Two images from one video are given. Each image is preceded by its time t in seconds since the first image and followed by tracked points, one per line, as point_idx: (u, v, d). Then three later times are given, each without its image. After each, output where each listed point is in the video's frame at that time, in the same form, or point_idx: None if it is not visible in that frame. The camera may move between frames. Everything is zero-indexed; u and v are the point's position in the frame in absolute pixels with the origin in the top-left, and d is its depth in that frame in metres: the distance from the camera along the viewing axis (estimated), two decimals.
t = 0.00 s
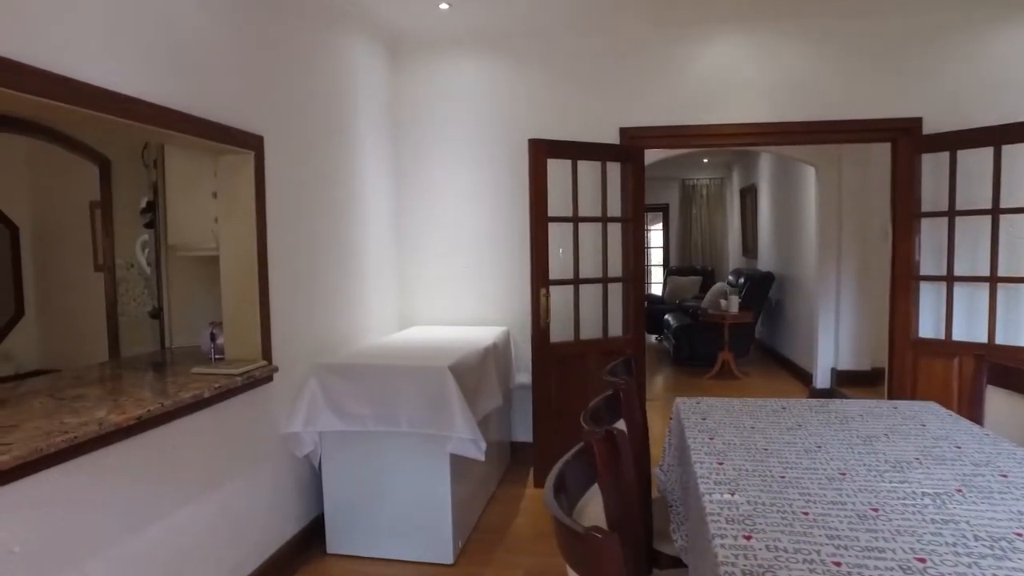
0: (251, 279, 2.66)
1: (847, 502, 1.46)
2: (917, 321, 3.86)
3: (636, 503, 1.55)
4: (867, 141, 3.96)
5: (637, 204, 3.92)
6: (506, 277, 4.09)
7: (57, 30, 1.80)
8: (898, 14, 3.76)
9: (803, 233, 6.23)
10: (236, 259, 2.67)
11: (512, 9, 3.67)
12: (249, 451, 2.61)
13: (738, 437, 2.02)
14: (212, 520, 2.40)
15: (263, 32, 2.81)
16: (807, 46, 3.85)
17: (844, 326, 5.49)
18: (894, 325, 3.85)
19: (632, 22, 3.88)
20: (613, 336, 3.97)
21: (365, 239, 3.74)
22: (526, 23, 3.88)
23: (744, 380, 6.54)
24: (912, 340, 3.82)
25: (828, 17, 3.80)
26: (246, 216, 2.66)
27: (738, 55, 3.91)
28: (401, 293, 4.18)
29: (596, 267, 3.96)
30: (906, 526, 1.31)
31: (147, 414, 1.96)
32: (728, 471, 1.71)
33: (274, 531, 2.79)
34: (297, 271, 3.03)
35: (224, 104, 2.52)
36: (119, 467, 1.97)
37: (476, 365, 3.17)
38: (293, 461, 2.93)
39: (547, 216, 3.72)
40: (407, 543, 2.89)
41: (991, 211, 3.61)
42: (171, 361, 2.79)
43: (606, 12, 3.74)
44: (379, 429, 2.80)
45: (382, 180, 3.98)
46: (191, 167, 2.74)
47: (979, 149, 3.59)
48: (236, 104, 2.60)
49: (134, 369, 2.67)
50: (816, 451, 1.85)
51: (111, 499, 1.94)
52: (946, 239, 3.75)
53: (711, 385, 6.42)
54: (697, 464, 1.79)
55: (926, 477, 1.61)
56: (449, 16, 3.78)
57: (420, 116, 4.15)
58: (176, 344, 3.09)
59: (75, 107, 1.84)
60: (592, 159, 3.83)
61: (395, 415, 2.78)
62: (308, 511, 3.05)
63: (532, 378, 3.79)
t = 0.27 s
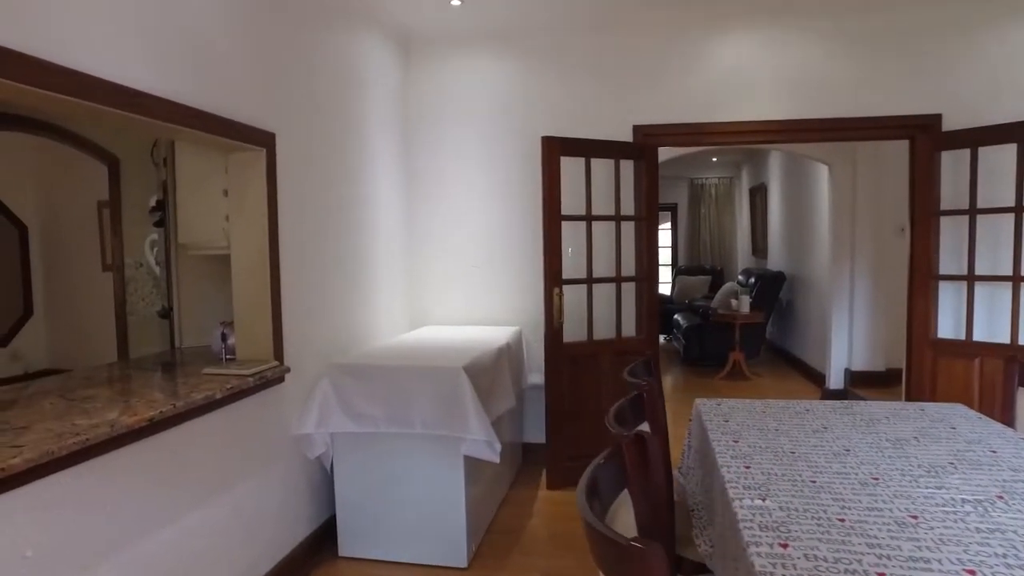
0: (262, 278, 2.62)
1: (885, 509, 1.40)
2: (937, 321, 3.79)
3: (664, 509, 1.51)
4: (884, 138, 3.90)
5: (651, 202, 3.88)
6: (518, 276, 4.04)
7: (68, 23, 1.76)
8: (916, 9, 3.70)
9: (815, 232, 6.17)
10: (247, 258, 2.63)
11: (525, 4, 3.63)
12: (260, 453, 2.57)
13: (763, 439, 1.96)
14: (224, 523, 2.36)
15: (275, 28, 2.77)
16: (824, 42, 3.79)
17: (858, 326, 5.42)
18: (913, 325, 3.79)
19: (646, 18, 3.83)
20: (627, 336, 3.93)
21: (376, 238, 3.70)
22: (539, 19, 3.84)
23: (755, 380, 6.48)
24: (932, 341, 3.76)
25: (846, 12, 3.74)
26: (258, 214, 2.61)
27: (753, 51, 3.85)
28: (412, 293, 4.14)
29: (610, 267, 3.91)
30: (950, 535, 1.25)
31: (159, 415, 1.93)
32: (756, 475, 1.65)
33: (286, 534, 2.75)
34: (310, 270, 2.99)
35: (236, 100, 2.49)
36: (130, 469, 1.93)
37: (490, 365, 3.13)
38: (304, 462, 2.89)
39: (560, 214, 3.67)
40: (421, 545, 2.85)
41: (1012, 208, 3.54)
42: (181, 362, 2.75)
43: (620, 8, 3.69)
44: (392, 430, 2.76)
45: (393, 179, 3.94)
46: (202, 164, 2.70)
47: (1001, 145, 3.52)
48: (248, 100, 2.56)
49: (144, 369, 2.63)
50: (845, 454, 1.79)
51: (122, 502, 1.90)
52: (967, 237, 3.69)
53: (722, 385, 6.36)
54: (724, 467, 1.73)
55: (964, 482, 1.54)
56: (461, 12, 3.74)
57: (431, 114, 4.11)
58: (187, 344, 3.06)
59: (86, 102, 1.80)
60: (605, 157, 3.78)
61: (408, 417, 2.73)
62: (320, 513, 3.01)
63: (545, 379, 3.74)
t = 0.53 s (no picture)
0: (276, 278, 2.56)
1: (929, 518, 1.34)
2: (960, 322, 3.72)
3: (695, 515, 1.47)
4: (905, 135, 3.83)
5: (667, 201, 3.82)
6: (532, 275, 3.99)
7: (80, 16, 1.72)
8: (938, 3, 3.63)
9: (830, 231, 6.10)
10: (259, 257, 2.58)
11: None
12: (273, 455, 2.52)
13: (792, 443, 1.90)
14: (238, 526, 2.32)
15: (288, 23, 2.73)
16: (843, 37, 3.73)
17: (875, 326, 5.35)
18: (936, 326, 3.72)
19: (662, 13, 3.78)
20: (642, 336, 3.89)
21: (389, 237, 3.66)
22: (553, 14, 3.78)
23: (769, 380, 6.41)
24: (955, 341, 3.69)
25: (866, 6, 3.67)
26: (271, 212, 2.56)
27: (771, 47, 3.79)
28: (424, 293, 4.09)
29: (625, 266, 3.86)
30: (1002, 547, 1.19)
31: (173, 416, 1.88)
32: (789, 480, 1.60)
33: (300, 537, 2.71)
34: (324, 270, 2.95)
35: (249, 96, 2.44)
36: (143, 472, 1.89)
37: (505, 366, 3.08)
38: (318, 464, 2.85)
39: (576, 212, 3.62)
40: (437, 549, 2.80)
41: None
42: (194, 362, 2.71)
43: (636, 3, 3.64)
44: (408, 432, 2.71)
45: (406, 177, 3.90)
46: (215, 162, 2.65)
47: None
48: (262, 96, 2.52)
49: (157, 369, 2.60)
50: (879, 458, 1.73)
51: (134, 506, 1.86)
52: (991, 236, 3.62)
53: (736, 385, 6.30)
54: (754, 472, 1.67)
55: (1007, 490, 1.48)
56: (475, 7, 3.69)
57: (444, 111, 4.06)
58: (199, 344, 3.02)
59: (97, 95, 1.76)
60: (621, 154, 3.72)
61: (424, 418, 2.69)
62: (333, 516, 2.97)
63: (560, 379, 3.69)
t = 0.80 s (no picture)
0: (296, 275, 2.51)
1: (997, 530, 1.23)
2: (993, 322, 3.62)
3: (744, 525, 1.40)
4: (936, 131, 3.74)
5: (690, 198, 3.75)
6: (552, 274, 3.93)
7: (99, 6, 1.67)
8: None
9: (852, 230, 6.00)
10: (279, 254, 2.52)
11: None
12: (294, 457, 2.47)
13: (833, 449, 1.79)
14: (258, 531, 2.26)
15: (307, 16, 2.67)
16: (872, 30, 3.63)
17: (900, 326, 5.24)
18: (969, 326, 3.63)
19: (685, 7, 3.70)
20: (665, 336, 3.82)
21: (408, 236, 3.60)
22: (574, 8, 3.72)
23: (789, 381, 6.31)
24: (988, 343, 3.59)
25: None
26: (291, 208, 2.49)
27: (797, 41, 3.71)
28: (442, 292, 4.04)
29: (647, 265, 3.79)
30: None
31: (193, 419, 1.82)
32: (836, 487, 1.49)
33: (320, 541, 2.65)
34: (344, 268, 2.90)
35: (269, 90, 2.39)
36: (163, 476, 1.84)
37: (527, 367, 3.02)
38: (338, 466, 2.79)
39: (598, 211, 3.56)
40: (459, 554, 2.74)
41: None
42: (212, 362, 2.67)
43: None
44: (430, 434, 2.66)
45: (424, 175, 3.84)
46: (234, 158, 2.59)
47: None
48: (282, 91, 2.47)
49: (174, 369, 2.55)
50: (930, 465, 1.62)
51: (153, 511, 1.81)
52: None
53: (755, 386, 6.23)
54: (796, 479, 1.56)
55: None
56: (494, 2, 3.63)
57: (463, 108, 4.00)
58: (217, 343, 2.98)
59: (118, 88, 1.71)
60: (643, 151, 3.65)
61: (446, 420, 2.64)
62: (353, 519, 2.91)
63: (582, 380, 3.63)
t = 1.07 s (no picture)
0: (321, 274, 2.44)
1: None
2: None
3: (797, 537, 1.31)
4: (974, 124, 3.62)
5: (719, 195, 3.66)
6: (577, 273, 3.85)
7: None
8: None
9: (879, 228, 5.87)
10: (303, 251, 2.44)
11: None
12: (319, 460, 2.41)
13: (889, 454, 1.65)
14: (284, 536, 2.20)
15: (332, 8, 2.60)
16: (908, 21, 3.52)
17: (931, 326, 5.12)
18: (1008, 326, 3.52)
19: None
20: (693, 336, 3.73)
21: (431, 234, 3.54)
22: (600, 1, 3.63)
23: (814, 383, 6.20)
24: None
25: None
26: (317, 203, 2.42)
27: (830, 33, 3.60)
28: (464, 291, 3.97)
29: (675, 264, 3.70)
30: None
31: (220, 422, 1.76)
32: (899, 496, 1.36)
33: (346, 546, 2.59)
34: (369, 266, 2.83)
35: (294, 83, 2.32)
36: (188, 480, 1.78)
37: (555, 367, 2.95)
38: (363, 469, 2.73)
39: (625, 208, 3.48)
40: (487, 560, 2.66)
41: None
42: (235, 362, 2.61)
43: None
44: (458, 437, 2.59)
45: (446, 171, 3.77)
46: (257, 152, 2.52)
47: None
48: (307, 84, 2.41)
49: (197, 370, 2.50)
50: (998, 474, 1.49)
51: (179, 517, 1.75)
52: None
53: (780, 387, 6.12)
54: (854, 487, 1.44)
55: None
56: None
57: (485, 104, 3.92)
58: (239, 343, 2.93)
59: (144, 79, 1.65)
60: (672, 146, 3.56)
61: (474, 422, 2.57)
62: (378, 523, 2.85)
63: (608, 382, 3.54)
